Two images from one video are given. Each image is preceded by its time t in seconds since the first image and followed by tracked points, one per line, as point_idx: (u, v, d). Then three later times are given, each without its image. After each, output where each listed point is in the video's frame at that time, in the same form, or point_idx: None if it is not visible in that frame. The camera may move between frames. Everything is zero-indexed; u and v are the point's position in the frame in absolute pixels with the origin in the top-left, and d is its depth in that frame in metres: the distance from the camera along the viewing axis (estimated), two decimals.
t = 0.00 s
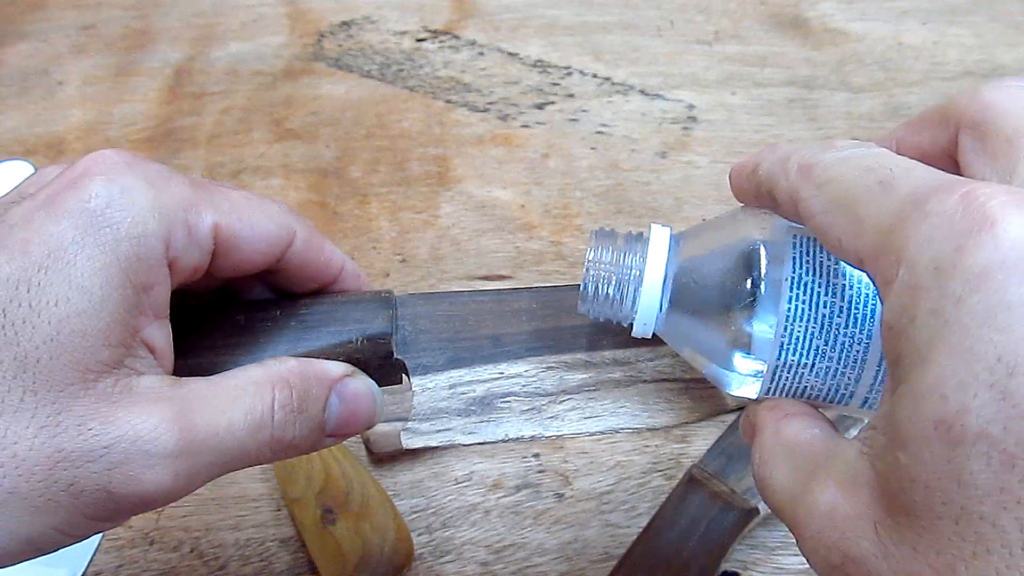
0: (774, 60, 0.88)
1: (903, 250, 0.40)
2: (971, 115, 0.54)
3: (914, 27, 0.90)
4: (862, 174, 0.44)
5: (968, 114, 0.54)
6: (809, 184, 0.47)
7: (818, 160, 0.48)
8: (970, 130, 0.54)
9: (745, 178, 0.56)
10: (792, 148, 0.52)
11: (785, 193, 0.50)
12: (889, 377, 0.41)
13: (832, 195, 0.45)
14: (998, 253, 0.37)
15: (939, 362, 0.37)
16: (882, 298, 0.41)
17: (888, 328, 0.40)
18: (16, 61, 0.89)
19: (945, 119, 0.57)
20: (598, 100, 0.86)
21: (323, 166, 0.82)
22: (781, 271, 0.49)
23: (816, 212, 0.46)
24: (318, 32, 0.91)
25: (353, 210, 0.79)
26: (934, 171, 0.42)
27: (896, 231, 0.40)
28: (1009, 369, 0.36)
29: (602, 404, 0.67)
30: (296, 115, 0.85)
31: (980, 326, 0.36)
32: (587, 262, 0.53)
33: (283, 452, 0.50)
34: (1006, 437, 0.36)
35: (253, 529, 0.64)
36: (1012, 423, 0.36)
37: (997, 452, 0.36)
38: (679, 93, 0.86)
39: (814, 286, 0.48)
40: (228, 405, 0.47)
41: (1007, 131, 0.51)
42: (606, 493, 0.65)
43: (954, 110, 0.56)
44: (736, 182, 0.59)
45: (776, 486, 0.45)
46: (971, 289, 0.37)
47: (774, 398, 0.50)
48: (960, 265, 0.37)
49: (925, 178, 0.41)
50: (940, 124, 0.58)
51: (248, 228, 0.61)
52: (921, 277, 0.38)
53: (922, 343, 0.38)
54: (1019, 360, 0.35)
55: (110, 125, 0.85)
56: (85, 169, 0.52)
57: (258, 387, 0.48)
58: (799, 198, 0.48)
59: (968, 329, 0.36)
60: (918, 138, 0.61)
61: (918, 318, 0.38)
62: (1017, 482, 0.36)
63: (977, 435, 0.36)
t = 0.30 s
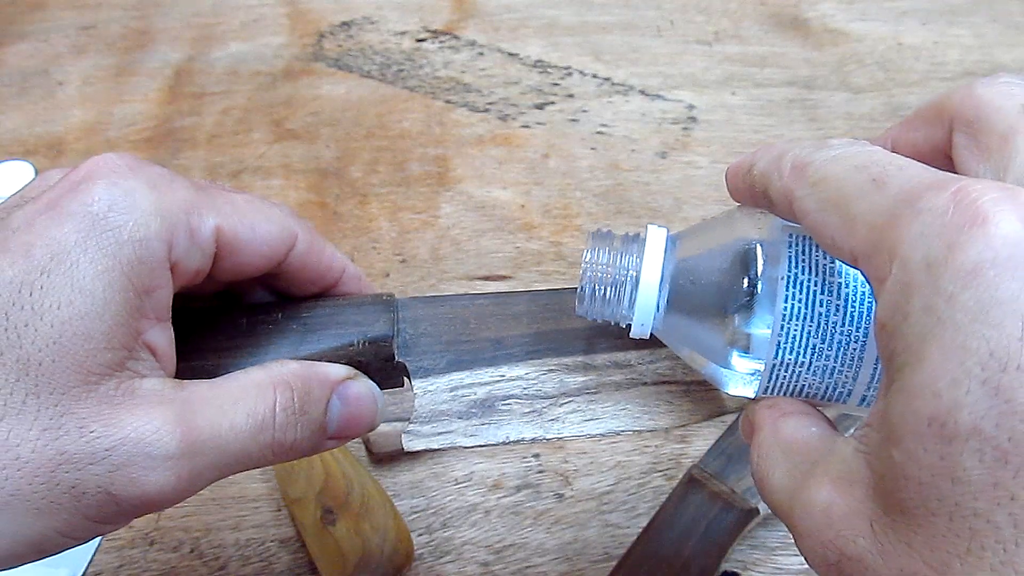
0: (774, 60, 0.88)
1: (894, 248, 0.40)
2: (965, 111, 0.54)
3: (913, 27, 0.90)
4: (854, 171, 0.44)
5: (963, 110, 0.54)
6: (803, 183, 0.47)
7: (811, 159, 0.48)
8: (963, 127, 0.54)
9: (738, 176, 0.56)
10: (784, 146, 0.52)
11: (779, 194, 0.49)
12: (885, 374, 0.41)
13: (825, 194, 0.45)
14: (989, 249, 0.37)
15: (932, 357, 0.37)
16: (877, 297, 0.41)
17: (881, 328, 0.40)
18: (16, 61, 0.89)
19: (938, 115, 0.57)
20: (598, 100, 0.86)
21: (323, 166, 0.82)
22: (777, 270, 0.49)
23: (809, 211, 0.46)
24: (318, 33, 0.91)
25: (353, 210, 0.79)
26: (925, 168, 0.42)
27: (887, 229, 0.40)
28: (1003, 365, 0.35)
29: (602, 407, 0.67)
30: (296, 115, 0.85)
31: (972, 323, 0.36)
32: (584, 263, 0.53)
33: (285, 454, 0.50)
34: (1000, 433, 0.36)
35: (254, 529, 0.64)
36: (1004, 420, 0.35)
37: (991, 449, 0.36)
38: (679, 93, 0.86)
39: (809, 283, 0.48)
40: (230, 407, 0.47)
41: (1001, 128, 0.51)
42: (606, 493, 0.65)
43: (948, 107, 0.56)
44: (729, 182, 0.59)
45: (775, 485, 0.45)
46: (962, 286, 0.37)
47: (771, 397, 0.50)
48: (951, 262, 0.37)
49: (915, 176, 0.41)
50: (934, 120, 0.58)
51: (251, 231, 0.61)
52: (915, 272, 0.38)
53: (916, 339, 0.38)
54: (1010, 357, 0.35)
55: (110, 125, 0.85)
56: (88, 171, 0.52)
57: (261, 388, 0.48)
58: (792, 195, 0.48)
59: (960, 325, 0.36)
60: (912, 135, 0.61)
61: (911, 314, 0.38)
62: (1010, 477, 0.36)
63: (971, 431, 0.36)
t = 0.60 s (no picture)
0: (774, 60, 0.88)
1: (900, 239, 0.40)
2: (971, 105, 0.54)
3: (913, 27, 0.90)
4: (858, 163, 0.44)
5: (968, 105, 0.54)
6: (807, 175, 0.47)
7: (815, 151, 0.48)
8: (968, 121, 0.54)
9: (740, 169, 0.56)
10: (787, 139, 0.52)
11: (784, 185, 0.49)
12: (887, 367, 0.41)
13: (830, 184, 0.45)
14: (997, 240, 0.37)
15: (937, 349, 0.37)
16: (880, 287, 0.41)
17: (885, 318, 0.40)
18: (16, 62, 0.89)
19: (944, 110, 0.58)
20: (598, 101, 0.86)
21: (324, 166, 0.82)
22: (778, 263, 0.49)
23: (813, 202, 0.46)
24: (318, 33, 0.91)
25: (353, 210, 0.79)
26: (931, 159, 0.42)
27: (892, 219, 0.40)
28: (1008, 356, 0.36)
29: (605, 399, 0.67)
30: (296, 115, 0.85)
31: (977, 313, 0.36)
32: (584, 253, 0.52)
33: (286, 450, 0.50)
34: (1005, 425, 0.36)
35: (254, 529, 0.64)
36: (1009, 411, 0.35)
37: (996, 440, 0.36)
38: (679, 93, 0.86)
39: (811, 276, 0.48)
40: (231, 402, 0.47)
41: (1006, 121, 0.51)
42: (606, 493, 0.65)
43: (953, 101, 0.56)
44: (733, 175, 0.59)
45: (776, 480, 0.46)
46: (969, 276, 0.37)
47: (771, 389, 0.50)
48: (957, 252, 0.38)
49: (922, 167, 0.41)
50: (939, 115, 0.58)
51: (251, 226, 0.61)
52: (921, 266, 0.38)
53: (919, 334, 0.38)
54: (1017, 348, 0.35)
55: (110, 126, 0.85)
56: (86, 168, 0.52)
57: (262, 384, 0.48)
58: (796, 186, 0.48)
59: (967, 316, 0.37)
60: (917, 130, 0.61)
61: (915, 307, 0.38)
62: (1015, 469, 0.35)
63: (975, 423, 0.36)
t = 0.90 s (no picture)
0: (774, 60, 0.88)
1: (896, 236, 0.39)
2: (968, 99, 0.54)
3: (913, 27, 0.90)
4: (855, 159, 0.44)
5: (965, 98, 0.54)
6: (804, 171, 0.47)
7: (812, 147, 0.48)
8: (965, 115, 0.54)
9: (737, 167, 0.56)
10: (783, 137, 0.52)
11: (781, 182, 0.49)
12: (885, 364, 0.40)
13: (826, 181, 0.45)
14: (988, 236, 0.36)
15: (933, 345, 0.37)
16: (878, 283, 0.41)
17: (883, 314, 0.40)
18: (16, 62, 0.89)
19: (940, 103, 0.57)
20: (598, 101, 0.86)
21: (323, 166, 0.82)
22: (777, 260, 0.49)
23: (811, 199, 0.46)
24: (318, 33, 0.91)
25: (353, 211, 0.79)
26: (928, 155, 0.42)
27: (889, 216, 0.40)
28: (1005, 352, 0.35)
29: (608, 398, 0.66)
30: (296, 115, 0.85)
31: (974, 310, 0.36)
32: (583, 253, 0.52)
33: (288, 449, 0.50)
34: (1002, 423, 0.35)
35: (254, 529, 0.64)
36: (1006, 409, 0.35)
37: (993, 438, 0.36)
38: (679, 93, 0.86)
39: (811, 273, 0.48)
40: (233, 401, 0.47)
41: (1004, 116, 0.51)
42: (606, 493, 0.65)
43: (950, 96, 0.56)
44: (731, 172, 0.59)
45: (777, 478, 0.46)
46: (965, 273, 0.37)
47: (773, 388, 0.50)
48: (953, 249, 0.37)
49: (918, 162, 0.41)
50: (935, 109, 0.58)
51: (253, 225, 0.61)
52: (917, 261, 0.38)
53: (917, 329, 0.38)
54: (1013, 345, 0.35)
55: (110, 126, 0.85)
56: (88, 168, 0.52)
57: (264, 382, 0.49)
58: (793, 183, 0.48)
59: (963, 313, 0.36)
60: (913, 123, 0.61)
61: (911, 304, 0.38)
62: (1013, 466, 0.35)
63: (973, 420, 0.36)
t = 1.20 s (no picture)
0: (774, 61, 0.88)
1: (893, 228, 0.39)
2: (965, 93, 0.54)
3: (913, 28, 0.90)
4: (852, 151, 0.44)
5: (963, 91, 0.54)
6: (800, 164, 0.47)
7: (808, 140, 0.47)
8: (963, 108, 0.54)
9: (734, 160, 0.56)
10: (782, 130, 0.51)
11: (776, 175, 0.49)
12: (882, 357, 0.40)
13: (822, 174, 0.45)
14: (988, 229, 0.36)
15: (931, 338, 0.37)
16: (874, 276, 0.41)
17: (879, 309, 0.40)
18: (16, 62, 0.89)
19: (938, 96, 0.57)
20: (598, 101, 0.86)
21: (323, 166, 0.82)
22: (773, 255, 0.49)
23: (807, 191, 0.46)
24: (318, 33, 0.91)
25: (353, 211, 0.79)
26: (924, 147, 0.42)
27: (886, 208, 0.40)
28: (1002, 346, 0.35)
29: (605, 397, 0.64)
30: (296, 116, 0.85)
31: (971, 303, 0.36)
32: (578, 247, 0.52)
33: (285, 449, 0.50)
34: (999, 415, 0.36)
35: (254, 530, 0.64)
36: (1003, 401, 0.35)
37: (990, 431, 0.36)
38: (679, 94, 0.86)
39: (807, 267, 0.48)
40: (228, 400, 0.47)
41: (1001, 109, 0.51)
42: (605, 494, 0.65)
43: (948, 89, 0.56)
44: (728, 163, 0.58)
45: (773, 471, 0.46)
46: (962, 266, 0.36)
47: (769, 380, 0.50)
48: (951, 241, 0.37)
49: (914, 155, 0.41)
50: (933, 102, 0.58)
51: (248, 224, 0.61)
52: (914, 254, 0.38)
53: (915, 321, 0.37)
54: (1011, 337, 0.35)
55: (111, 126, 0.85)
56: (83, 167, 0.52)
57: (260, 382, 0.48)
58: (790, 176, 0.47)
59: (960, 305, 0.36)
60: (910, 117, 0.61)
61: (909, 296, 0.38)
62: (1010, 460, 0.35)
63: (970, 413, 0.36)
